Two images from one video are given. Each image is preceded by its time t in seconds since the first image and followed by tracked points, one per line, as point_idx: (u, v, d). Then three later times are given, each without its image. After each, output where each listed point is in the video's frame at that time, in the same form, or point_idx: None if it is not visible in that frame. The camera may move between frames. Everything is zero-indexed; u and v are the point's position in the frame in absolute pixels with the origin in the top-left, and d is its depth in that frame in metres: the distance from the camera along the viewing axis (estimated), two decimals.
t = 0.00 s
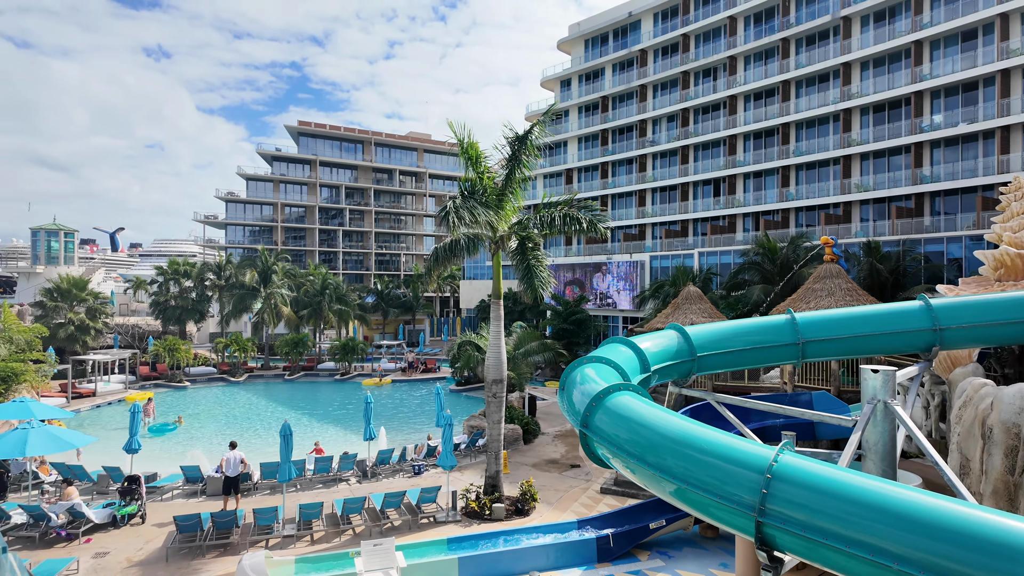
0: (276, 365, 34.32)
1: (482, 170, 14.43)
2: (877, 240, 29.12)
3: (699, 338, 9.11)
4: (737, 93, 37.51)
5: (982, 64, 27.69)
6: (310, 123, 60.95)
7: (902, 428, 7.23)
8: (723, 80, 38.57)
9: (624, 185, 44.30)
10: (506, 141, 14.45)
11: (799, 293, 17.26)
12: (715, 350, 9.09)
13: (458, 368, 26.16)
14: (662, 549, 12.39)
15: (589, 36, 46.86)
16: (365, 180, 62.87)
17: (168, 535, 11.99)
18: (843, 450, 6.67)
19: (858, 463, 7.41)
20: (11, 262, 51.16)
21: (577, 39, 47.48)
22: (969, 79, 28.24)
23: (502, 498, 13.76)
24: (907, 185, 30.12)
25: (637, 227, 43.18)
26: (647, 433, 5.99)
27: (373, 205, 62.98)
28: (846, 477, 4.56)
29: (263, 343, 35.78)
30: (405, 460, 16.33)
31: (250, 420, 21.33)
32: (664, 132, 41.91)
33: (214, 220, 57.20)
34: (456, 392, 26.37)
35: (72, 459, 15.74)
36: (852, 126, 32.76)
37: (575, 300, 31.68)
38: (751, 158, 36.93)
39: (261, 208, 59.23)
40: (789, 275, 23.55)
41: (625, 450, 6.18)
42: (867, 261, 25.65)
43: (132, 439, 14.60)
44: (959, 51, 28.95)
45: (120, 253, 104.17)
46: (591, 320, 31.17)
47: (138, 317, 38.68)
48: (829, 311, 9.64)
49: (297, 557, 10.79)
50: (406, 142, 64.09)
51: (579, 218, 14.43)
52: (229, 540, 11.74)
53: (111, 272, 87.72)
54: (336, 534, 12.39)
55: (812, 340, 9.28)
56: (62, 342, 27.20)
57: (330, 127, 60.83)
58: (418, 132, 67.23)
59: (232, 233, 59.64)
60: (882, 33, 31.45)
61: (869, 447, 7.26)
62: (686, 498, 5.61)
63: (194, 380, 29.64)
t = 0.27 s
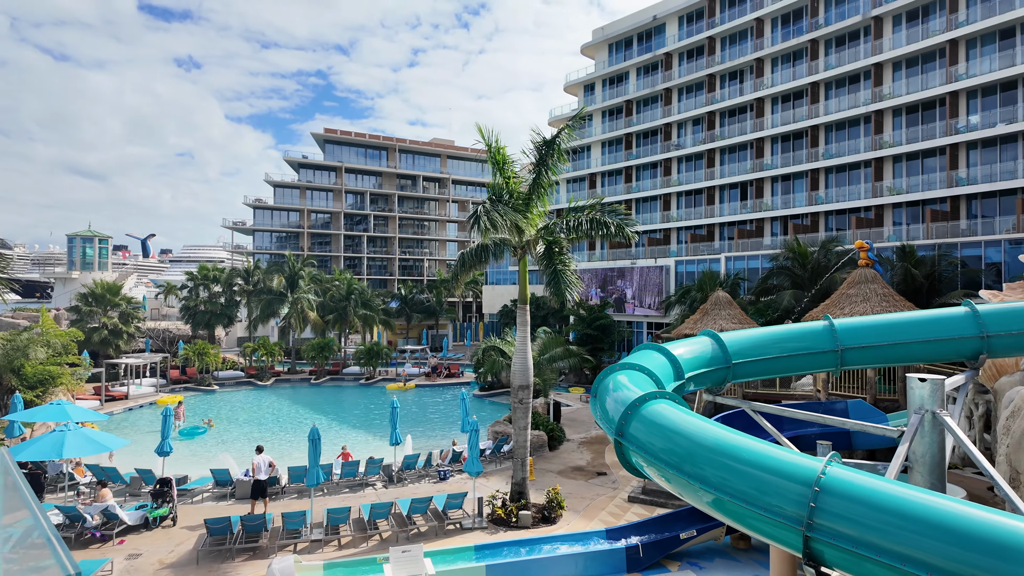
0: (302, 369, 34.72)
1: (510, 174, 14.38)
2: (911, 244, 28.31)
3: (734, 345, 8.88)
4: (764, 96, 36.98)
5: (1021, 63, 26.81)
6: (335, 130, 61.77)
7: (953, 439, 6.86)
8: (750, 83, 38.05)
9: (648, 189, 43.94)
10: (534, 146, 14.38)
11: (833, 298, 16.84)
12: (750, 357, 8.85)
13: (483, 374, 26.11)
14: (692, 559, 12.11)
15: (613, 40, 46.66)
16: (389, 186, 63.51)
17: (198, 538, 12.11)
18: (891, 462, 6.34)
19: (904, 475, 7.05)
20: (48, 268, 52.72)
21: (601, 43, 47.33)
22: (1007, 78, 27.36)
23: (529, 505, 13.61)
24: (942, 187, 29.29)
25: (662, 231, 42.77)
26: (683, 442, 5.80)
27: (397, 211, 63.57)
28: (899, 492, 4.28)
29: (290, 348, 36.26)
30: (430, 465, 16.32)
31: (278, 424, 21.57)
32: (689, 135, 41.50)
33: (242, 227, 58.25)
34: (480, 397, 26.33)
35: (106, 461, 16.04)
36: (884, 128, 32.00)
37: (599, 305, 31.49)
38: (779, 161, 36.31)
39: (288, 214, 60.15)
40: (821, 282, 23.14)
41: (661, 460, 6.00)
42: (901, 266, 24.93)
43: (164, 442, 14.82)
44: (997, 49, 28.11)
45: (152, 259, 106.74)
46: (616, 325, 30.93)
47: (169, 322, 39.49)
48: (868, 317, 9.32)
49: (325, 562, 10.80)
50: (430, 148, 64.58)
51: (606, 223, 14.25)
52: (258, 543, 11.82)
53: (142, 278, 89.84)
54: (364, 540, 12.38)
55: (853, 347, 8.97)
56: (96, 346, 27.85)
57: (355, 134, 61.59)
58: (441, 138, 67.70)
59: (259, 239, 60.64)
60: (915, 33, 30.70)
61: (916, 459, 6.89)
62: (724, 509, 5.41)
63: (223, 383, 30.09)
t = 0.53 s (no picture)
0: (320, 372, 34.95)
1: (529, 179, 14.32)
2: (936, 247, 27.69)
3: (762, 350, 8.68)
4: (784, 98, 36.58)
5: None
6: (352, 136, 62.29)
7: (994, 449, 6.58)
8: (769, 85, 37.65)
9: (665, 193, 43.64)
10: (553, 149, 14.32)
11: (859, 303, 16.54)
12: (778, 363, 8.64)
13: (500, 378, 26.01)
14: (716, 569, 11.87)
15: (630, 43, 46.50)
16: (406, 191, 63.90)
17: (219, 542, 12.15)
18: (930, 472, 6.09)
19: (941, 486, 6.77)
20: (72, 272, 53.72)
21: (617, 47, 47.21)
22: None
23: (549, 512, 13.46)
24: (968, 189, 28.66)
25: (680, 235, 42.43)
26: (711, 449, 5.62)
27: (413, 215, 63.91)
28: (942, 503, 4.11)
29: (308, 352, 36.50)
30: (448, 470, 16.25)
31: (297, 427, 21.67)
32: (707, 138, 41.18)
33: (261, 231, 58.91)
34: (497, 402, 26.24)
35: (129, 464, 16.20)
36: (907, 130, 31.42)
37: (616, 310, 31.31)
38: (799, 163, 35.85)
39: (306, 219, 60.70)
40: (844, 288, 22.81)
41: (688, 467, 5.82)
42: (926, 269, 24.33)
43: (185, 446, 14.91)
44: None
45: (173, 264, 108.38)
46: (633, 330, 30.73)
47: (190, 326, 39.98)
48: (900, 322, 9.06)
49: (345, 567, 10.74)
50: (446, 153, 64.85)
51: (627, 226, 14.08)
52: (278, 547, 11.83)
53: (163, 283, 91.21)
54: (383, 545, 12.32)
55: (884, 353, 8.73)
56: (118, 349, 28.22)
57: (372, 139, 62.06)
58: (457, 143, 67.96)
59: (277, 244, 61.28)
60: (938, 32, 30.14)
61: (955, 469, 6.62)
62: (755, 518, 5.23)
63: (242, 387, 30.35)
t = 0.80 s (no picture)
0: (334, 374, 35.08)
1: (544, 179, 14.20)
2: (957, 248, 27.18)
3: (786, 352, 8.47)
4: (800, 97, 36.16)
5: None
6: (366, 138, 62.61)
7: None
8: (785, 84, 37.23)
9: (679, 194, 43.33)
10: (569, 150, 14.20)
11: (881, 305, 16.23)
12: (802, 366, 8.43)
13: (514, 380, 25.87)
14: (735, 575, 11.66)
15: (643, 44, 46.25)
16: (419, 193, 64.10)
17: (235, 543, 12.14)
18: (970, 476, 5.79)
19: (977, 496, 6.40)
20: (91, 274, 54.48)
21: (630, 48, 47.00)
22: None
23: (565, 516, 13.30)
24: (990, 189, 28.08)
25: (694, 236, 42.08)
26: (737, 453, 5.44)
27: (426, 218, 64.10)
28: (981, 511, 3.90)
29: (322, 353, 36.67)
30: (463, 473, 16.15)
31: (311, 429, 21.72)
32: (721, 138, 40.84)
33: (276, 234, 59.36)
34: (511, 404, 26.12)
35: (146, 465, 16.29)
36: (927, 128, 30.87)
37: (630, 311, 31.12)
38: (816, 163, 35.39)
39: (320, 222, 61.09)
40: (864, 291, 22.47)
41: (713, 471, 5.64)
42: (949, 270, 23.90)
43: (201, 447, 14.95)
44: None
45: (189, 267, 109.71)
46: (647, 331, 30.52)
47: (205, 328, 40.36)
48: (930, 323, 8.80)
49: (361, 570, 10.65)
50: (458, 156, 64.95)
51: (643, 226, 13.90)
52: (294, 550, 11.78)
53: (179, 285, 92.35)
54: (398, 548, 12.23)
55: (913, 355, 8.48)
56: (135, 351, 28.49)
57: (385, 142, 62.32)
58: (470, 146, 68.07)
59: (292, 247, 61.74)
60: (959, 29, 29.59)
61: (992, 477, 6.27)
62: (784, 525, 5.04)
63: (257, 388, 30.51)
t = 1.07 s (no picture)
0: (347, 376, 35.16)
1: (560, 180, 14.04)
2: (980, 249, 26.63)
3: (813, 356, 8.23)
4: (816, 97, 35.69)
5: None
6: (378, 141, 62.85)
7: None
8: (800, 84, 36.78)
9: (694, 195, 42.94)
10: (585, 150, 14.04)
11: (903, 307, 15.90)
12: (829, 370, 8.18)
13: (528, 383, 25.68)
14: None
15: (657, 44, 45.97)
16: (431, 196, 64.23)
17: (250, 546, 12.10)
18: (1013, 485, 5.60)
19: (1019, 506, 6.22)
20: (109, 276, 55.12)
21: (643, 48, 46.71)
22: None
23: (582, 521, 13.11)
24: (1013, 189, 27.47)
25: (709, 238, 41.66)
26: (763, 459, 5.23)
27: (438, 220, 64.22)
28: None
29: (336, 355, 36.80)
30: (478, 477, 16.03)
31: (326, 431, 21.73)
32: (736, 139, 40.43)
33: (290, 237, 59.77)
34: (525, 407, 25.97)
35: (162, 467, 16.33)
36: (947, 127, 30.30)
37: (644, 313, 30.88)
38: (833, 163, 34.89)
39: (333, 224, 61.37)
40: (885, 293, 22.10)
41: (738, 477, 5.45)
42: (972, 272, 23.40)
43: (217, 449, 14.96)
44: None
45: (204, 269, 110.86)
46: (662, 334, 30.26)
47: (221, 330, 40.65)
48: (962, 326, 8.50)
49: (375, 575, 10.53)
50: (470, 158, 65.00)
51: (661, 227, 13.69)
52: (309, 554, 11.73)
53: (194, 287, 93.34)
54: (413, 552, 12.12)
55: (944, 359, 8.20)
56: (152, 353, 28.71)
57: (398, 145, 62.52)
58: (482, 148, 68.10)
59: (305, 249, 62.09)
60: (980, 26, 29.01)
61: None
62: (813, 534, 4.84)
63: (272, 391, 30.64)
